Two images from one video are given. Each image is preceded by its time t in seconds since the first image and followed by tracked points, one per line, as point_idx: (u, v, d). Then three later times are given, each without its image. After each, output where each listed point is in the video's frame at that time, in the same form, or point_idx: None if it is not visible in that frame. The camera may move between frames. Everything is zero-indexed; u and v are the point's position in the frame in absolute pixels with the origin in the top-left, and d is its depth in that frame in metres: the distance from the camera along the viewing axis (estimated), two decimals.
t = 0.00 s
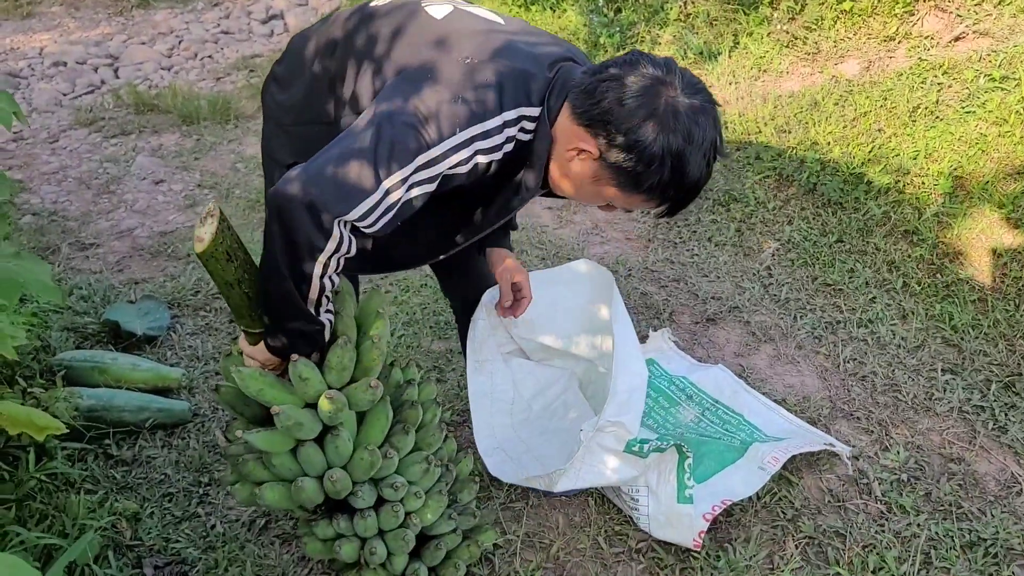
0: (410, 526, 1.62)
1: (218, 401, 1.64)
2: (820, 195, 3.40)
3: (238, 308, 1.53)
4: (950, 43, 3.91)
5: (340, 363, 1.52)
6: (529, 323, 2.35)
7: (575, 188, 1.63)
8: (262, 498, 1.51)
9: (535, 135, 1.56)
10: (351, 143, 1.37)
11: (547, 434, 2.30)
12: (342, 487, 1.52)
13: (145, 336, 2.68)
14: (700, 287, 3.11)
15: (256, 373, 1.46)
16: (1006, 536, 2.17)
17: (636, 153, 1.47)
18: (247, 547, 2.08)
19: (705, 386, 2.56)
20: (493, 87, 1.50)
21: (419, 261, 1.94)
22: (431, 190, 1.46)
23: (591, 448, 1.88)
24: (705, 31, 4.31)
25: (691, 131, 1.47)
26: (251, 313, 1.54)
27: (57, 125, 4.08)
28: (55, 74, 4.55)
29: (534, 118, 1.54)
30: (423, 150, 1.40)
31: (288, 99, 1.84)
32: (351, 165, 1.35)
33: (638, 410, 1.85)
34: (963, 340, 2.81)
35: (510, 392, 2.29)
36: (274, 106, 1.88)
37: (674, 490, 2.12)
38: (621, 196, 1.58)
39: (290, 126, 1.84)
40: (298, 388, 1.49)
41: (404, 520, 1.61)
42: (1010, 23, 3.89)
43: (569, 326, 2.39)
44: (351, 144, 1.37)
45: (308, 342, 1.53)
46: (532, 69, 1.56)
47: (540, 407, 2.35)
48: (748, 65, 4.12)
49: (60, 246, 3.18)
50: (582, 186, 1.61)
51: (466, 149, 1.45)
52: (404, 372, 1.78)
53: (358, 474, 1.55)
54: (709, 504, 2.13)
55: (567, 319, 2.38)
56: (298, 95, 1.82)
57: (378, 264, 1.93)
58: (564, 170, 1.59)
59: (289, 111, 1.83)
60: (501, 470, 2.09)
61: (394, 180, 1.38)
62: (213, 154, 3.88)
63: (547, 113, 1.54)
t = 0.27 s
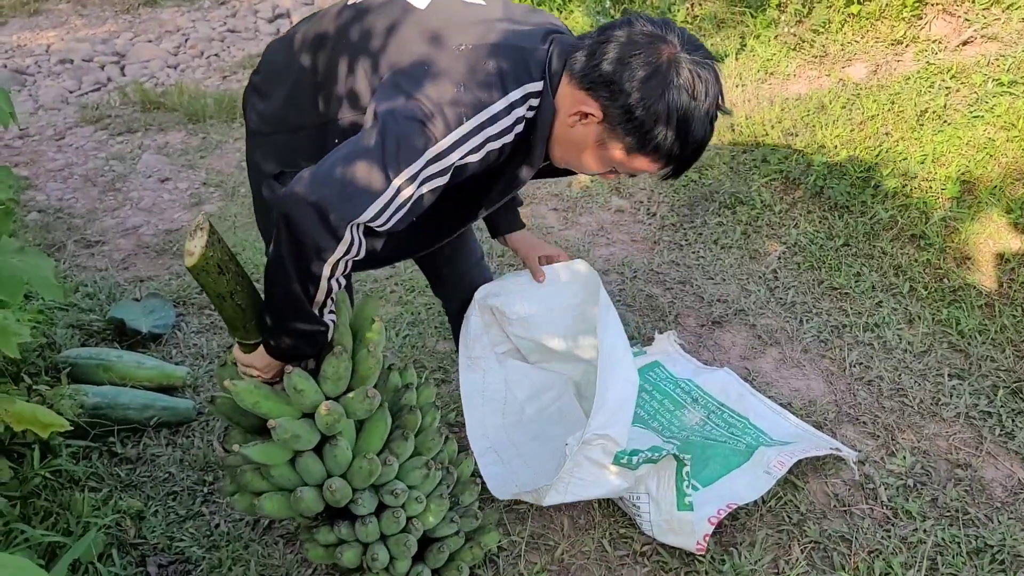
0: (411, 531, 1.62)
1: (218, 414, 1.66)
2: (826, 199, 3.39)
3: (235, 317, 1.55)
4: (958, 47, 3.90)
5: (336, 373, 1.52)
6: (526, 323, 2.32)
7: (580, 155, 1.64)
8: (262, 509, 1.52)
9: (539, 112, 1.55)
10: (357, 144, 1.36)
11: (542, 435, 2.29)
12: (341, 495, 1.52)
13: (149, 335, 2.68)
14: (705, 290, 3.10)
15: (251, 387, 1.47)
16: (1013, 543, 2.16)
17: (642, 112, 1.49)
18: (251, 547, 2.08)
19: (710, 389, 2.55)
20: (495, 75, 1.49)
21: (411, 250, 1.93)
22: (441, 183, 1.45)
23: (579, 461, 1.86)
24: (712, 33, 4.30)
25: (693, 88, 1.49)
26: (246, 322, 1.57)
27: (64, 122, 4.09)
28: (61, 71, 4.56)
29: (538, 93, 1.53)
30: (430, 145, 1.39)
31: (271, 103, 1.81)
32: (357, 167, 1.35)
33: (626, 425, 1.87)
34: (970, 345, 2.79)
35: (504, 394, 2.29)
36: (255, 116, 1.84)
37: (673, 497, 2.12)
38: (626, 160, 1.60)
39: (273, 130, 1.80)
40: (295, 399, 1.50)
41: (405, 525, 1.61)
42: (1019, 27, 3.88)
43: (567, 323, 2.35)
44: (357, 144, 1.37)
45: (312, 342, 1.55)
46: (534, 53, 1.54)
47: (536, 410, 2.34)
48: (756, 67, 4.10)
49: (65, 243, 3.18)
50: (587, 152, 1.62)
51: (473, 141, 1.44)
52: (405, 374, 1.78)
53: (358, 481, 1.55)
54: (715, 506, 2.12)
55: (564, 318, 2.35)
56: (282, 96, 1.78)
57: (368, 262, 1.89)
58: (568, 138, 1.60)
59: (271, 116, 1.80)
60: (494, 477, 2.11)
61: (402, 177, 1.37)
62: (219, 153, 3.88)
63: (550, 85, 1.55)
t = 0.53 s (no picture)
0: (415, 529, 1.61)
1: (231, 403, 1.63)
2: (828, 201, 3.39)
3: (257, 310, 1.49)
4: (960, 49, 3.90)
5: (357, 371, 1.51)
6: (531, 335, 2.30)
7: (591, 167, 1.63)
8: (272, 501, 1.50)
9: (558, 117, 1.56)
10: (377, 142, 1.38)
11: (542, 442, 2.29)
12: (354, 491, 1.52)
13: (151, 333, 2.68)
14: (707, 291, 3.10)
15: (272, 378, 1.47)
16: (1013, 546, 2.16)
17: (658, 130, 1.49)
18: (251, 545, 2.08)
19: (711, 390, 2.55)
20: (517, 78, 1.50)
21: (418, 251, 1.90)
22: (460, 179, 1.46)
23: (578, 477, 1.87)
24: (714, 34, 4.30)
25: (709, 110, 1.51)
26: (269, 315, 1.51)
27: (66, 121, 4.09)
28: (64, 70, 4.57)
29: (560, 99, 1.54)
30: (449, 142, 1.40)
31: (282, 100, 1.81)
32: (377, 166, 1.36)
33: (627, 447, 1.83)
34: (971, 347, 2.79)
35: (508, 399, 2.27)
36: (269, 110, 1.86)
37: (672, 510, 2.08)
38: (638, 175, 1.60)
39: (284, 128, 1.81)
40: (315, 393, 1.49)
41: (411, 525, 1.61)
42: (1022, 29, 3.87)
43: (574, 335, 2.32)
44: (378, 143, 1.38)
45: (332, 344, 1.51)
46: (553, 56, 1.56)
47: (539, 414, 2.32)
48: (758, 68, 4.11)
49: (67, 241, 3.18)
50: (598, 164, 1.62)
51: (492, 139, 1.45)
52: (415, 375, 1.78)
53: (369, 479, 1.55)
54: (717, 516, 2.11)
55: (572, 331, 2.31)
56: (294, 96, 1.79)
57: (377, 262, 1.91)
58: (582, 147, 1.60)
59: (283, 113, 1.81)
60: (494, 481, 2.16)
61: (422, 174, 1.38)
62: (221, 152, 3.88)
63: (570, 91, 1.55)
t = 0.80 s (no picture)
0: (407, 522, 1.61)
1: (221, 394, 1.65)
2: (826, 200, 3.39)
3: (243, 295, 1.55)
4: (959, 49, 3.90)
5: (340, 353, 1.52)
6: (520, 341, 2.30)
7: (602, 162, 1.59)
8: (260, 491, 1.53)
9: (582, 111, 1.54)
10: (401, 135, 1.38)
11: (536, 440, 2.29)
12: (340, 478, 1.52)
13: (147, 332, 2.68)
14: (704, 290, 3.10)
15: (255, 362, 1.47)
16: (1008, 545, 2.16)
17: (682, 129, 1.48)
18: (245, 544, 2.08)
19: (708, 389, 2.55)
20: (540, 76, 1.49)
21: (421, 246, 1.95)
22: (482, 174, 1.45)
23: (566, 474, 1.89)
24: (713, 33, 4.30)
25: (729, 128, 1.52)
26: (254, 300, 1.57)
27: (64, 119, 4.09)
28: (62, 68, 4.56)
29: (585, 97, 1.52)
30: (473, 139, 1.39)
31: (290, 98, 1.82)
32: (396, 161, 1.36)
33: (614, 445, 1.86)
34: (968, 346, 2.79)
35: (500, 398, 2.29)
36: (276, 105, 1.85)
37: (665, 505, 2.02)
38: (647, 177, 1.57)
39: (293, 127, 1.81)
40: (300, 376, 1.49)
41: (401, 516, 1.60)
42: (1020, 29, 3.86)
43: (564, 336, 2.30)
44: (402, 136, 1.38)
45: (323, 326, 1.54)
46: (581, 58, 1.54)
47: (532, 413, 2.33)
48: (757, 68, 4.11)
49: (63, 240, 3.18)
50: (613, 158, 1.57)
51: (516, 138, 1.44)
52: (404, 368, 1.78)
53: (356, 467, 1.55)
54: (712, 515, 2.11)
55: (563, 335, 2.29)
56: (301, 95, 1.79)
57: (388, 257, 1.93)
58: (598, 141, 1.56)
59: (292, 110, 1.81)
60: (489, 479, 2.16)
61: (442, 169, 1.38)
62: (219, 151, 3.88)
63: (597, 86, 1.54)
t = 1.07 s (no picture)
0: (410, 530, 1.63)
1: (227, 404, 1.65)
2: (823, 199, 3.39)
3: (257, 310, 1.51)
4: (957, 49, 3.90)
5: (354, 374, 1.54)
6: (517, 332, 2.32)
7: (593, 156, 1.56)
8: (267, 503, 1.53)
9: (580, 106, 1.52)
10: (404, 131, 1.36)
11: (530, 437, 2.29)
12: (348, 494, 1.54)
13: (145, 331, 2.68)
14: (702, 289, 3.10)
15: (269, 382, 1.49)
16: (1004, 544, 2.16)
17: (680, 125, 1.50)
18: (242, 543, 2.08)
19: (705, 388, 2.56)
20: (539, 69, 1.47)
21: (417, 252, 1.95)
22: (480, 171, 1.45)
23: (566, 461, 1.88)
24: (712, 32, 4.31)
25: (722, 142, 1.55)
26: (268, 316, 1.53)
27: (62, 118, 4.09)
28: (61, 67, 4.56)
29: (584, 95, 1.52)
30: (473, 136, 1.38)
31: (289, 99, 1.82)
32: (403, 161, 1.35)
33: (615, 430, 1.86)
34: (965, 346, 2.79)
35: (495, 394, 2.29)
36: (280, 105, 1.85)
37: (662, 499, 2.05)
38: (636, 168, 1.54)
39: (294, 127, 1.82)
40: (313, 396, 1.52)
41: (404, 524, 1.62)
42: (1019, 28, 3.87)
43: (560, 330, 2.31)
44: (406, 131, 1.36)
45: (335, 342, 1.51)
46: (578, 53, 1.53)
47: (527, 410, 2.33)
48: (756, 68, 4.12)
49: (61, 239, 3.18)
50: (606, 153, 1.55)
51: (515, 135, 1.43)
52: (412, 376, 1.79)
53: (363, 480, 1.57)
54: (708, 511, 2.11)
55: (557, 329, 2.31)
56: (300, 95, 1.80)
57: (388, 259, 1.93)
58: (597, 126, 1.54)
59: (292, 109, 1.82)
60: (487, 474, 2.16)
61: (444, 168, 1.37)
62: (218, 150, 3.88)
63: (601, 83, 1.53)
